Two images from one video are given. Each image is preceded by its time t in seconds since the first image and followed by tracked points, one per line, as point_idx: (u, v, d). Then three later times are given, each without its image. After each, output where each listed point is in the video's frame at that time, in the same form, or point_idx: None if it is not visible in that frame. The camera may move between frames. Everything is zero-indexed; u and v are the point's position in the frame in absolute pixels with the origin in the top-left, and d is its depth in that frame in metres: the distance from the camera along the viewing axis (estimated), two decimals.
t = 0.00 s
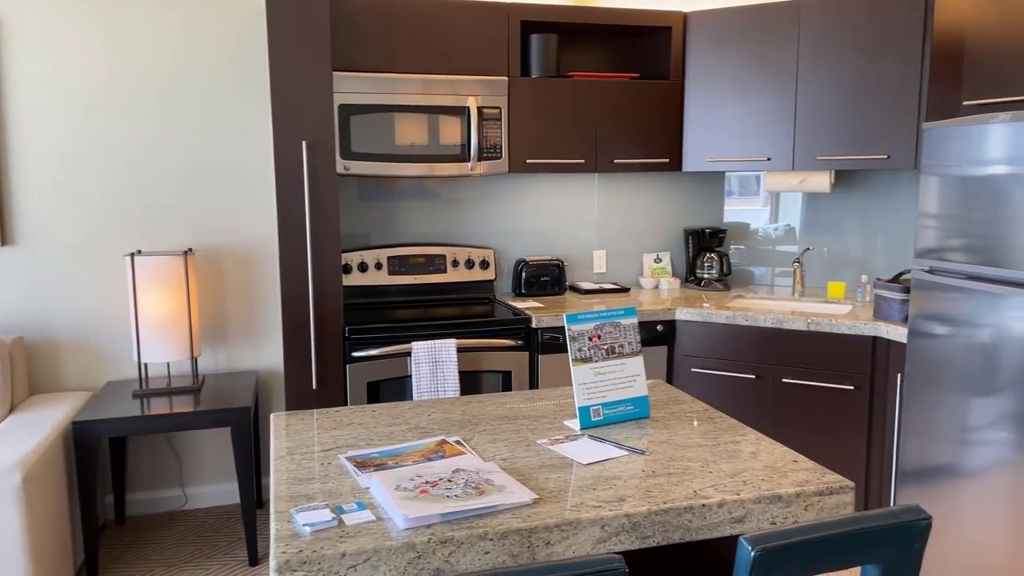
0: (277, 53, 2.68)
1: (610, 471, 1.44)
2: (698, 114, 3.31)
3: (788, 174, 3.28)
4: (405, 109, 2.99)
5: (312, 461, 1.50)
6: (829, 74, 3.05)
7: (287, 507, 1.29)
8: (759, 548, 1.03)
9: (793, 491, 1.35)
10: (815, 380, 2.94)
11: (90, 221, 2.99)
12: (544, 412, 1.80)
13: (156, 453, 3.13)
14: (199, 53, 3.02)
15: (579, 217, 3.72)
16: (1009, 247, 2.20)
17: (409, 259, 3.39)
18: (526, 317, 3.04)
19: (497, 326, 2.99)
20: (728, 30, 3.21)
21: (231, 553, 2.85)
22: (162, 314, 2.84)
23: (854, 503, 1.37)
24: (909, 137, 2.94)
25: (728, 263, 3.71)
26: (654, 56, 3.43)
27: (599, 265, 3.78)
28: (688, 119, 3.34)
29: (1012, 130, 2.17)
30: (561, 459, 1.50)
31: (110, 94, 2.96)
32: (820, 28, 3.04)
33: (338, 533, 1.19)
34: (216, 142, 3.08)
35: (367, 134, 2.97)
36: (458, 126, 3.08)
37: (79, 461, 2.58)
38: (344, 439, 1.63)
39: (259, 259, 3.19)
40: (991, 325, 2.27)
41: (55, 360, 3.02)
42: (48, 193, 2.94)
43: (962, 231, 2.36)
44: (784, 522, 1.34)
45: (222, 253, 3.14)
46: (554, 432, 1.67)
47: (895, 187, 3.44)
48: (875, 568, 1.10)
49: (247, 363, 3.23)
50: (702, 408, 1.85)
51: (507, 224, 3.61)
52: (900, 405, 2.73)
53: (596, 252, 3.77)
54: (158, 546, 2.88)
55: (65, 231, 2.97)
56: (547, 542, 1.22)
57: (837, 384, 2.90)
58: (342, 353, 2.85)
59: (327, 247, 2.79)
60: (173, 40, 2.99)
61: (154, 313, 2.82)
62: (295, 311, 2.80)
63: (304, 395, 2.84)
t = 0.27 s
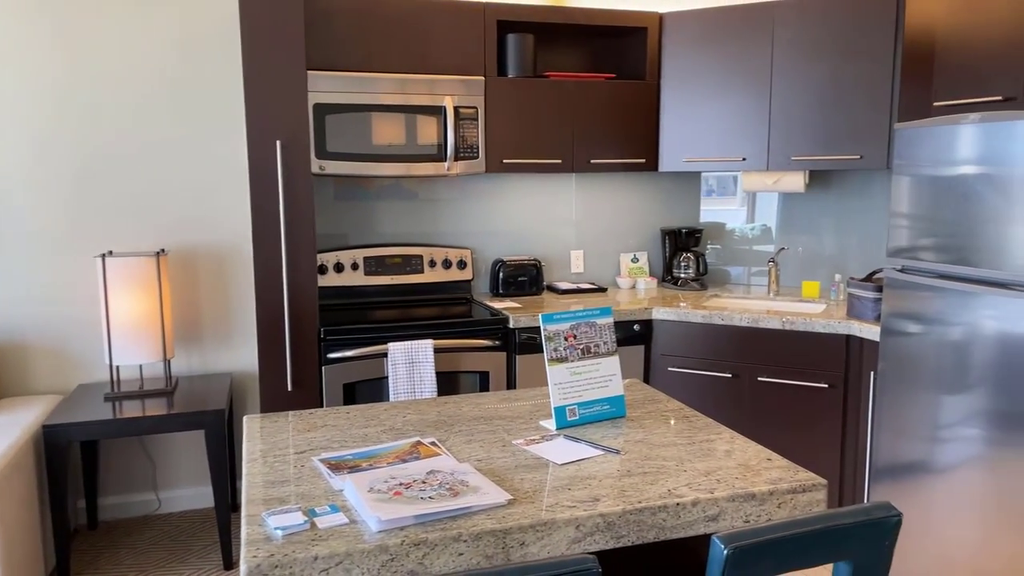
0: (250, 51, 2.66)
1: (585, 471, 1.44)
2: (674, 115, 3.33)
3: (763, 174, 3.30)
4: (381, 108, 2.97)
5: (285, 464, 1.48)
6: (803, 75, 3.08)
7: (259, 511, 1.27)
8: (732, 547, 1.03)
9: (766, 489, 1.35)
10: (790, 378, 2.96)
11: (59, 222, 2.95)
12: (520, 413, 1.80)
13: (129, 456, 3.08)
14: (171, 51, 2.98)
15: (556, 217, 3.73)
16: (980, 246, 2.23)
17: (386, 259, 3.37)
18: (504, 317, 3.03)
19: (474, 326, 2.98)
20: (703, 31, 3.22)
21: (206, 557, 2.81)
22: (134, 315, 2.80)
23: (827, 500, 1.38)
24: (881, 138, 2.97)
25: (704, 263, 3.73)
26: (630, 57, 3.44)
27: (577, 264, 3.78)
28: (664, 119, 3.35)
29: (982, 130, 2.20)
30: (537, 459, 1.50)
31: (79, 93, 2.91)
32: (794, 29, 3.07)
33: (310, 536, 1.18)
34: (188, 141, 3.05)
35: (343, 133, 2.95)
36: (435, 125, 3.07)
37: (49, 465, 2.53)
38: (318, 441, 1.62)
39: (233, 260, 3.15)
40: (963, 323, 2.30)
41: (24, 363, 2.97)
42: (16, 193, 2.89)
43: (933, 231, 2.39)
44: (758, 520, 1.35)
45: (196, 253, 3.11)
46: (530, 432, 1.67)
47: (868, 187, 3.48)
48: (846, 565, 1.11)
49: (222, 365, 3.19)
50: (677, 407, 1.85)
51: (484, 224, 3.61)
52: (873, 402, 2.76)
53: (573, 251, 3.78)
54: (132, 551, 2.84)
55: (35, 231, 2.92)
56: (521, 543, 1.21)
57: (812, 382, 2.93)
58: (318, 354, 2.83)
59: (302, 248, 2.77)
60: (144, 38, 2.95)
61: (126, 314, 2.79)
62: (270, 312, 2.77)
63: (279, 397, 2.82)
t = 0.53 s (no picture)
0: (218, 51, 2.63)
1: (555, 473, 1.44)
2: (646, 116, 3.34)
3: (734, 175, 3.33)
4: (352, 109, 2.96)
5: (253, 469, 1.47)
6: (773, 77, 3.11)
7: (225, 517, 1.26)
8: (698, 547, 1.04)
9: (734, 489, 1.36)
10: (762, 377, 2.99)
11: (23, 223, 2.90)
12: (491, 414, 1.80)
13: (96, 462, 3.04)
14: (138, 50, 2.94)
15: (530, 218, 3.73)
16: (945, 246, 2.26)
17: (359, 261, 3.35)
18: (477, 318, 3.03)
19: (447, 327, 2.97)
20: (674, 33, 3.24)
21: (176, 563, 2.78)
22: (101, 319, 2.75)
23: (794, 499, 1.39)
24: (849, 139, 3.01)
25: (677, 263, 3.75)
26: (602, 58, 3.46)
27: (551, 265, 3.79)
28: (636, 121, 3.37)
29: (947, 132, 2.24)
30: (507, 461, 1.49)
31: (43, 92, 2.87)
32: (763, 32, 3.10)
33: (277, 541, 1.17)
34: (156, 141, 3.01)
35: (314, 134, 2.92)
36: (407, 125, 3.06)
37: (13, 472, 2.49)
38: (287, 445, 1.60)
39: (203, 262, 3.12)
40: (930, 322, 2.33)
41: None
42: None
43: (900, 231, 2.42)
44: (726, 520, 1.36)
45: (164, 255, 3.07)
46: (501, 434, 1.67)
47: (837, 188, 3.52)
48: (812, 563, 1.12)
49: (192, 368, 3.15)
50: (648, 407, 1.86)
51: (458, 225, 3.60)
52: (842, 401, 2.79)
53: (547, 252, 3.78)
54: (99, 558, 2.80)
55: None
56: (490, 545, 1.21)
57: (783, 381, 2.96)
58: (289, 357, 2.80)
59: (272, 249, 2.75)
60: (110, 37, 2.91)
61: (92, 317, 2.74)
62: (240, 314, 2.75)
63: (250, 400, 2.79)
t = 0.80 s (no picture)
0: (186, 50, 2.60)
1: (526, 472, 1.44)
2: (619, 116, 3.36)
3: (706, 175, 3.35)
4: (323, 108, 2.94)
5: (220, 472, 1.45)
6: (743, 77, 3.14)
7: (190, 520, 1.24)
8: (666, 544, 1.04)
9: (703, 486, 1.37)
10: (734, 375, 3.02)
11: None
12: (463, 414, 1.79)
13: (63, 466, 2.98)
14: (104, 48, 2.90)
15: (504, 218, 3.72)
16: (911, 245, 2.30)
17: (331, 261, 3.33)
18: (451, 318, 3.02)
19: (420, 328, 2.96)
20: (646, 33, 3.26)
21: (145, 568, 2.74)
22: (67, 321, 2.71)
23: (762, 495, 1.40)
24: (818, 140, 3.05)
25: (650, 263, 3.76)
26: (575, 59, 3.47)
27: (525, 265, 3.79)
28: (609, 120, 3.38)
29: (913, 132, 2.27)
30: (478, 461, 1.49)
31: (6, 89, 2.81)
32: (734, 33, 3.13)
33: (243, 544, 1.15)
34: (123, 140, 2.96)
35: (285, 133, 2.90)
36: (379, 125, 3.04)
37: None
38: (255, 447, 1.59)
39: (171, 263, 3.08)
40: (897, 319, 2.37)
41: None
42: None
43: (868, 230, 2.45)
44: (696, 517, 1.36)
45: (132, 256, 3.02)
46: (472, 434, 1.66)
47: (807, 188, 3.56)
48: (779, 559, 1.13)
49: (161, 370, 3.11)
50: (620, 406, 1.87)
51: (432, 225, 3.58)
52: (812, 398, 2.83)
53: (521, 252, 3.78)
54: (65, 564, 2.75)
55: None
56: (461, 545, 1.21)
57: (754, 379, 2.99)
58: (260, 358, 2.77)
59: (242, 249, 2.72)
60: (75, 34, 2.86)
61: (58, 319, 2.70)
62: (209, 315, 2.71)
63: (220, 402, 2.76)
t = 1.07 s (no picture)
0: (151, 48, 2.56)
1: (495, 472, 1.43)
2: (591, 116, 3.36)
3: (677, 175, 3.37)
4: (293, 107, 2.91)
5: (184, 476, 1.43)
6: (714, 78, 3.16)
7: (152, 525, 1.22)
8: (631, 543, 1.05)
9: (671, 484, 1.38)
10: (705, 374, 3.04)
11: None
12: (433, 416, 1.78)
13: (27, 471, 2.93)
14: (68, 46, 2.85)
15: (476, 218, 3.72)
16: (878, 244, 2.32)
17: (301, 262, 3.30)
18: (423, 318, 3.01)
19: (392, 328, 2.94)
20: (617, 34, 3.27)
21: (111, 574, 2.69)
22: (32, 323, 2.65)
23: (729, 493, 1.41)
24: (787, 140, 3.08)
25: (623, 262, 3.76)
26: (547, 59, 3.47)
27: (498, 265, 3.78)
28: (581, 120, 3.39)
29: (880, 132, 2.30)
30: (446, 462, 1.48)
31: None
32: (704, 34, 3.14)
33: (205, 549, 1.14)
34: (88, 140, 2.91)
35: (253, 132, 2.86)
36: (350, 124, 3.02)
37: None
38: (221, 450, 1.57)
39: (138, 264, 3.03)
40: (865, 317, 2.39)
41: None
42: None
43: (836, 230, 2.48)
44: (663, 515, 1.37)
45: (98, 257, 2.97)
46: (441, 435, 1.65)
47: (777, 188, 3.60)
48: (744, 557, 1.14)
49: (128, 373, 3.06)
50: (590, 405, 1.87)
51: (404, 225, 3.57)
52: (782, 396, 2.85)
53: (494, 252, 3.77)
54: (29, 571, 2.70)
55: None
56: (427, 547, 1.20)
57: (725, 377, 3.01)
58: (229, 360, 2.74)
59: (210, 250, 2.68)
60: (38, 31, 2.81)
61: (22, 321, 2.64)
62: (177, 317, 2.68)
63: (188, 405, 2.72)
